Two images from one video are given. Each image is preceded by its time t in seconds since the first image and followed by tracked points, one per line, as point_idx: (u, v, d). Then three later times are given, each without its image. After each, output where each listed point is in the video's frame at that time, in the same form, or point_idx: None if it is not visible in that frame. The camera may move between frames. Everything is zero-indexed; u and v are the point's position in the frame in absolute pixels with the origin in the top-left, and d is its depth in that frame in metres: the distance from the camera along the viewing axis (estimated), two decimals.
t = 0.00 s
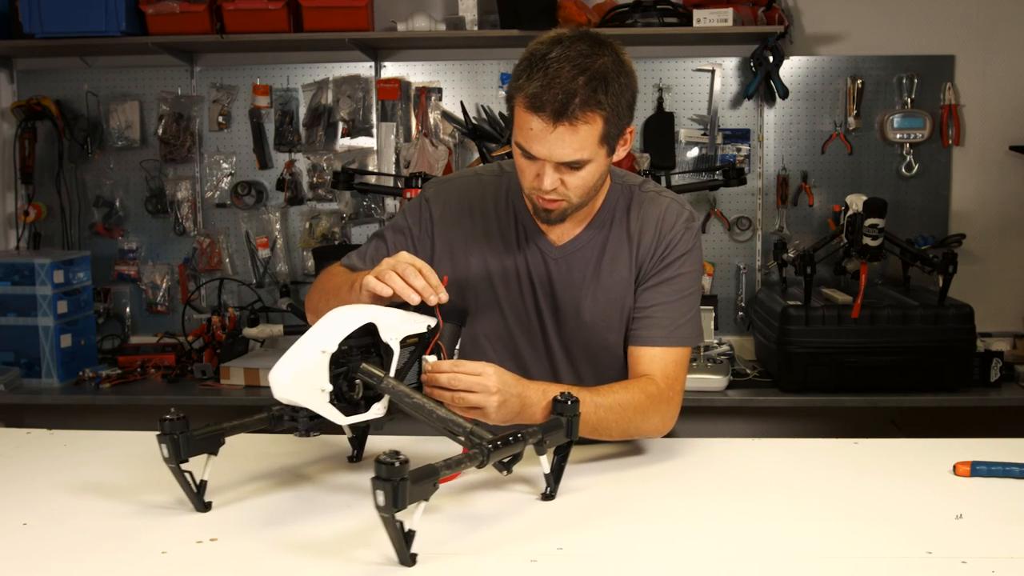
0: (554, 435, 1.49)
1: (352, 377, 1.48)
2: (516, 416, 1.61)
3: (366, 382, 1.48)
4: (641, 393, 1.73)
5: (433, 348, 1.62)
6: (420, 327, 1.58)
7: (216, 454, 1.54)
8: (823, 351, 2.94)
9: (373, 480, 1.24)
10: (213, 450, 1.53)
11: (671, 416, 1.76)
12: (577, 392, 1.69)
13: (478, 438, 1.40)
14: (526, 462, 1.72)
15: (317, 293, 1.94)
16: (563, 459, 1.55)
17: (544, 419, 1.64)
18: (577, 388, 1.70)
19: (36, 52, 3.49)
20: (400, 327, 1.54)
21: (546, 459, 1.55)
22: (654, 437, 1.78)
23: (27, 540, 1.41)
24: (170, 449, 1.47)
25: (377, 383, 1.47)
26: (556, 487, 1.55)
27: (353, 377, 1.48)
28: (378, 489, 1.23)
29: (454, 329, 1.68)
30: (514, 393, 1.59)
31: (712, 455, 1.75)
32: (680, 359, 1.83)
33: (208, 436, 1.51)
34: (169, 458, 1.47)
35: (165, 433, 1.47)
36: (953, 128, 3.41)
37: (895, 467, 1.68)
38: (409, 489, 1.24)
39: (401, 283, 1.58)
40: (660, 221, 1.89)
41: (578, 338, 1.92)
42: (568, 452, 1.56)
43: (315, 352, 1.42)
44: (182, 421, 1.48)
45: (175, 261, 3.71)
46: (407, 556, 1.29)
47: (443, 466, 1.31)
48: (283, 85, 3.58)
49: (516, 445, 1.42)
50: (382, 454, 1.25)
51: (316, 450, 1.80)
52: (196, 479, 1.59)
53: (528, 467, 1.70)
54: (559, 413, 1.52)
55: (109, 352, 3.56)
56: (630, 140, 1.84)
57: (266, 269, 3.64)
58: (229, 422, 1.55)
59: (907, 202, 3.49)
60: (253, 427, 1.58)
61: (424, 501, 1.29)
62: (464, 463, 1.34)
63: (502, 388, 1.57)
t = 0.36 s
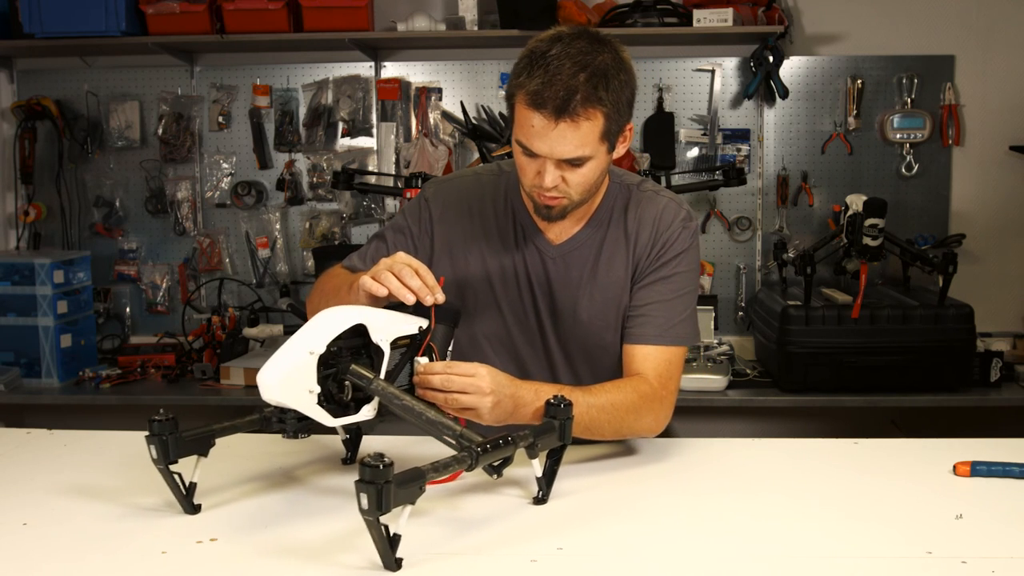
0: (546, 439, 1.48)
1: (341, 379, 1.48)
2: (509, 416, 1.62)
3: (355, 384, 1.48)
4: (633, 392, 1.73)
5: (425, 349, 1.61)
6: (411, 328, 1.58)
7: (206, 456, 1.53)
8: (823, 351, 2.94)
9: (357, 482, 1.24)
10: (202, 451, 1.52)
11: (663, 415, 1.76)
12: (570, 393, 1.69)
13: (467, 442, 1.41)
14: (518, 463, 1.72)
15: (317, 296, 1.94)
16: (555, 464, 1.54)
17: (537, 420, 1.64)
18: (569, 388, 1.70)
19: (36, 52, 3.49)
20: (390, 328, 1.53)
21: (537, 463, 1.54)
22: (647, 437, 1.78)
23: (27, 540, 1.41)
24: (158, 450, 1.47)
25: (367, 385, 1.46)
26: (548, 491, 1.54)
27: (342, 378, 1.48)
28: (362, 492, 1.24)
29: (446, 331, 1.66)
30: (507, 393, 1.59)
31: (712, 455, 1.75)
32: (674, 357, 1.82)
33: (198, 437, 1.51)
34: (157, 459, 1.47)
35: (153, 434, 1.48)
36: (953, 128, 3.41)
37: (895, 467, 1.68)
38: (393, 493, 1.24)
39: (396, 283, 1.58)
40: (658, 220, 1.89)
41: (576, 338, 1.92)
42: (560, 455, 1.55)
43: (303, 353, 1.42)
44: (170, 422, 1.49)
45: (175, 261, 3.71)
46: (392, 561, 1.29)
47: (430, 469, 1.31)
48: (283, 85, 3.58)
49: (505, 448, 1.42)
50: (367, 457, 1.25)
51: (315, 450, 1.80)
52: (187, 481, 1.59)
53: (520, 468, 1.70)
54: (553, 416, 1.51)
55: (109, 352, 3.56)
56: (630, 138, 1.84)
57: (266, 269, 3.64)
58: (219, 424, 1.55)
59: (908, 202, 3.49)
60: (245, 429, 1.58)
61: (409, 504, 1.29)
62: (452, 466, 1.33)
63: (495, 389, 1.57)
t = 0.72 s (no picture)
0: (548, 437, 1.47)
1: (345, 377, 1.48)
2: (511, 416, 1.61)
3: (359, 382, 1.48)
4: (637, 393, 1.73)
5: (429, 348, 1.62)
6: (415, 328, 1.58)
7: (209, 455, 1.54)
8: (823, 351, 2.95)
9: (361, 480, 1.24)
10: (206, 450, 1.52)
11: (666, 416, 1.76)
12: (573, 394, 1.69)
13: (471, 440, 1.40)
14: (519, 463, 1.71)
15: (316, 295, 1.93)
16: (558, 461, 1.54)
17: (538, 420, 1.64)
18: (572, 389, 1.70)
19: (36, 52, 3.49)
20: (395, 328, 1.53)
21: (541, 461, 1.54)
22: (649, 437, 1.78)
23: (27, 540, 1.40)
24: (163, 448, 1.47)
25: (370, 384, 1.46)
26: (551, 490, 1.55)
27: (345, 377, 1.48)
28: (367, 490, 1.24)
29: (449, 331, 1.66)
30: (510, 394, 1.59)
31: (712, 454, 1.75)
32: (677, 359, 1.83)
33: (202, 435, 1.51)
34: (162, 457, 1.47)
35: (159, 433, 1.48)
36: (953, 128, 3.41)
37: (895, 467, 1.68)
38: (398, 490, 1.24)
39: (394, 283, 1.58)
40: (657, 219, 1.89)
41: (575, 337, 1.92)
42: (563, 453, 1.55)
43: (308, 352, 1.42)
44: (175, 420, 1.49)
45: (175, 261, 3.71)
46: (397, 558, 1.29)
47: (434, 467, 1.31)
48: (283, 85, 3.59)
49: (508, 447, 1.42)
50: (372, 455, 1.25)
51: (315, 449, 1.80)
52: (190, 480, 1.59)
53: (519, 469, 1.69)
54: (555, 415, 1.52)
55: (109, 352, 3.56)
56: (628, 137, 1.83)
57: (266, 269, 3.64)
58: (225, 423, 1.56)
59: (907, 202, 3.49)
60: (249, 428, 1.58)
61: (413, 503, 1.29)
62: (455, 464, 1.32)
63: (497, 389, 1.57)
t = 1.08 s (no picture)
0: (547, 436, 1.48)
1: (344, 377, 1.48)
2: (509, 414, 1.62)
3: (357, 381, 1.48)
4: (637, 392, 1.73)
5: (428, 348, 1.61)
6: (415, 327, 1.57)
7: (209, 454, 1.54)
8: (823, 350, 2.94)
9: (360, 480, 1.24)
10: (207, 449, 1.53)
11: (666, 415, 1.76)
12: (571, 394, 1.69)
13: (469, 438, 1.39)
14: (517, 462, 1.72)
15: (317, 298, 1.94)
16: (557, 460, 1.56)
17: (537, 418, 1.65)
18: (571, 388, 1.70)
19: (36, 52, 3.49)
20: (393, 328, 1.53)
21: (539, 459, 1.55)
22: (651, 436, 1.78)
23: (28, 540, 1.40)
24: (163, 447, 1.47)
25: (369, 383, 1.46)
26: (550, 488, 1.55)
27: (345, 377, 1.48)
28: (366, 489, 1.23)
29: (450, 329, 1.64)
30: (508, 392, 1.60)
31: (712, 454, 1.75)
32: (676, 357, 1.83)
33: (202, 434, 1.52)
34: (163, 456, 1.47)
35: (159, 432, 1.47)
36: (953, 128, 3.41)
37: (895, 467, 1.68)
38: (397, 489, 1.24)
39: (400, 289, 1.59)
40: (656, 218, 1.89)
41: (575, 338, 1.92)
42: (561, 452, 1.56)
43: (305, 352, 1.41)
44: (175, 420, 1.49)
45: (175, 261, 3.71)
46: (397, 556, 1.29)
47: (432, 467, 1.31)
48: (283, 85, 3.58)
49: (508, 446, 1.41)
50: (369, 455, 1.25)
51: (315, 449, 1.80)
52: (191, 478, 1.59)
53: (518, 468, 1.69)
54: (554, 414, 1.52)
55: (109, 353, 3.56)
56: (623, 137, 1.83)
57: (265, 269, 3.64)
58: (223, 422, 1.56)
59: (907, 202, 3.49)
60: (249, 428, 1.59)
61: (412, 501, 1.29)
62: (453, 462, 1.32)
63: (495, 387, 1.58)
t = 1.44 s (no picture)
0: (540, 438, 1.48)
1: (335, 377, 1.47)
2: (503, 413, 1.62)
3: (349, 382, 1.48)
4: (630, 392, 1.73)
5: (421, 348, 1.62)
6: (406, 327, 1.58)
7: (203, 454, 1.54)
8: (822, 351, 2.95)
9: (344, 481, 1.24)
10: (200, 449, 1.53)
11: (661, 414, 1.76)
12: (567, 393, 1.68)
13: (458, 440, 1.39)
14: (512, 464, 1.71)
15: (317, 302, 1.93)
16: (550, 463, 1.54)
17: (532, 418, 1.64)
18: (567, 387, 1.69)
19: (36, 52, 3.49)
20: (384, 328, 1.53)
21: (532, 463, 1.53)
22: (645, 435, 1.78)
23: (27, 541, 1.40)
24: (155, 447, 1.47)
25: (359, 384, 1.46)
26: (543, 491, 1.54)
27: (336, 377, 1.47)
28: (350, 491, 1.24)
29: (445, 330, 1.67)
30: (502, 392, 1.60)
31: (711, 454, 1.75)
32: (673, 354, 1.83)
33: (194, 435, 1.51)
34: (154, 456, 1.48)
35: (150, 432, 1.47)
36: (953, 128, 3.41)
37: (894, 467, 1.68)
38: (381, 491, 1.24)
39: (393, 291, 1.58)
40: (653, 217, 1.89)
41: (574, 337, 1.92)
42: (555, 455, 1.54)
43: (295, 352, 1.42)
44: (167, 420, 1.48)
45: (175, 261, 3.71)
46: (381, 559, 1.29)
47: (420, 469, 1.30)
48: (283, 85, 3.58)
49: (499, 447, 1.40)
50: (355, 455, 1.25)
51: (314, 449, 1.80)
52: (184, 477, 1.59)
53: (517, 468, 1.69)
54: (548, 416, 1.51)
55: (109, 353, 3.56)
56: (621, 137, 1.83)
57: (266, 269, 3.64)
58: (217, 422, 1.56)
59: (908, 202, 3.49)
60: (243, 427, 1.58)
61: (398, 503, 1.29)
62: (442, 466, 1.31)
63: (491, 385, 1.57)
